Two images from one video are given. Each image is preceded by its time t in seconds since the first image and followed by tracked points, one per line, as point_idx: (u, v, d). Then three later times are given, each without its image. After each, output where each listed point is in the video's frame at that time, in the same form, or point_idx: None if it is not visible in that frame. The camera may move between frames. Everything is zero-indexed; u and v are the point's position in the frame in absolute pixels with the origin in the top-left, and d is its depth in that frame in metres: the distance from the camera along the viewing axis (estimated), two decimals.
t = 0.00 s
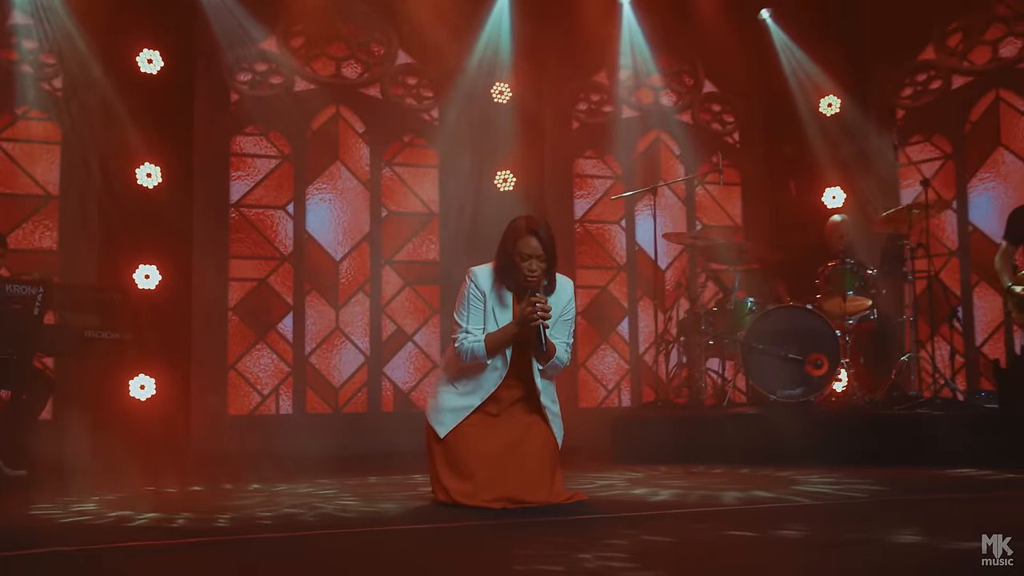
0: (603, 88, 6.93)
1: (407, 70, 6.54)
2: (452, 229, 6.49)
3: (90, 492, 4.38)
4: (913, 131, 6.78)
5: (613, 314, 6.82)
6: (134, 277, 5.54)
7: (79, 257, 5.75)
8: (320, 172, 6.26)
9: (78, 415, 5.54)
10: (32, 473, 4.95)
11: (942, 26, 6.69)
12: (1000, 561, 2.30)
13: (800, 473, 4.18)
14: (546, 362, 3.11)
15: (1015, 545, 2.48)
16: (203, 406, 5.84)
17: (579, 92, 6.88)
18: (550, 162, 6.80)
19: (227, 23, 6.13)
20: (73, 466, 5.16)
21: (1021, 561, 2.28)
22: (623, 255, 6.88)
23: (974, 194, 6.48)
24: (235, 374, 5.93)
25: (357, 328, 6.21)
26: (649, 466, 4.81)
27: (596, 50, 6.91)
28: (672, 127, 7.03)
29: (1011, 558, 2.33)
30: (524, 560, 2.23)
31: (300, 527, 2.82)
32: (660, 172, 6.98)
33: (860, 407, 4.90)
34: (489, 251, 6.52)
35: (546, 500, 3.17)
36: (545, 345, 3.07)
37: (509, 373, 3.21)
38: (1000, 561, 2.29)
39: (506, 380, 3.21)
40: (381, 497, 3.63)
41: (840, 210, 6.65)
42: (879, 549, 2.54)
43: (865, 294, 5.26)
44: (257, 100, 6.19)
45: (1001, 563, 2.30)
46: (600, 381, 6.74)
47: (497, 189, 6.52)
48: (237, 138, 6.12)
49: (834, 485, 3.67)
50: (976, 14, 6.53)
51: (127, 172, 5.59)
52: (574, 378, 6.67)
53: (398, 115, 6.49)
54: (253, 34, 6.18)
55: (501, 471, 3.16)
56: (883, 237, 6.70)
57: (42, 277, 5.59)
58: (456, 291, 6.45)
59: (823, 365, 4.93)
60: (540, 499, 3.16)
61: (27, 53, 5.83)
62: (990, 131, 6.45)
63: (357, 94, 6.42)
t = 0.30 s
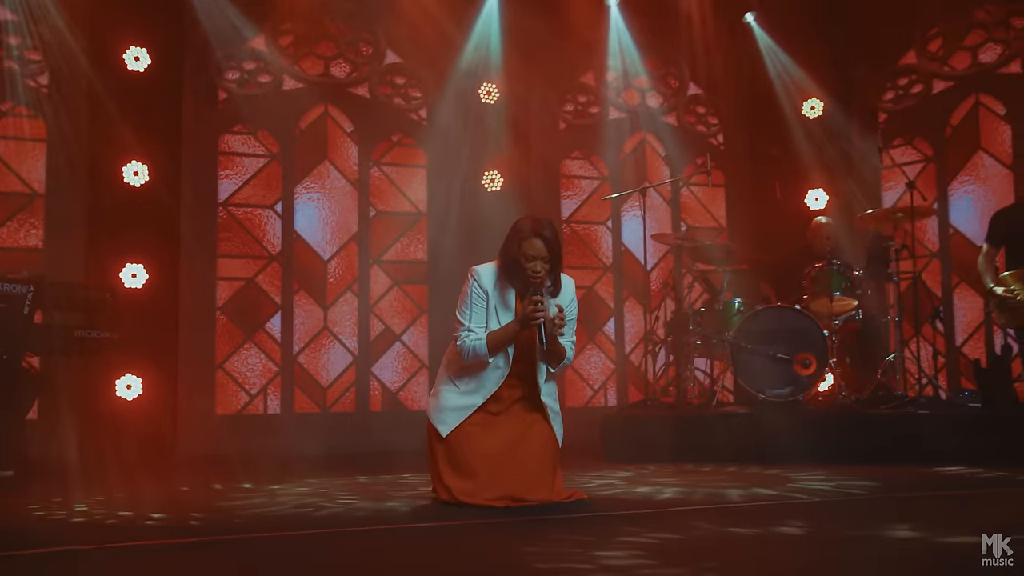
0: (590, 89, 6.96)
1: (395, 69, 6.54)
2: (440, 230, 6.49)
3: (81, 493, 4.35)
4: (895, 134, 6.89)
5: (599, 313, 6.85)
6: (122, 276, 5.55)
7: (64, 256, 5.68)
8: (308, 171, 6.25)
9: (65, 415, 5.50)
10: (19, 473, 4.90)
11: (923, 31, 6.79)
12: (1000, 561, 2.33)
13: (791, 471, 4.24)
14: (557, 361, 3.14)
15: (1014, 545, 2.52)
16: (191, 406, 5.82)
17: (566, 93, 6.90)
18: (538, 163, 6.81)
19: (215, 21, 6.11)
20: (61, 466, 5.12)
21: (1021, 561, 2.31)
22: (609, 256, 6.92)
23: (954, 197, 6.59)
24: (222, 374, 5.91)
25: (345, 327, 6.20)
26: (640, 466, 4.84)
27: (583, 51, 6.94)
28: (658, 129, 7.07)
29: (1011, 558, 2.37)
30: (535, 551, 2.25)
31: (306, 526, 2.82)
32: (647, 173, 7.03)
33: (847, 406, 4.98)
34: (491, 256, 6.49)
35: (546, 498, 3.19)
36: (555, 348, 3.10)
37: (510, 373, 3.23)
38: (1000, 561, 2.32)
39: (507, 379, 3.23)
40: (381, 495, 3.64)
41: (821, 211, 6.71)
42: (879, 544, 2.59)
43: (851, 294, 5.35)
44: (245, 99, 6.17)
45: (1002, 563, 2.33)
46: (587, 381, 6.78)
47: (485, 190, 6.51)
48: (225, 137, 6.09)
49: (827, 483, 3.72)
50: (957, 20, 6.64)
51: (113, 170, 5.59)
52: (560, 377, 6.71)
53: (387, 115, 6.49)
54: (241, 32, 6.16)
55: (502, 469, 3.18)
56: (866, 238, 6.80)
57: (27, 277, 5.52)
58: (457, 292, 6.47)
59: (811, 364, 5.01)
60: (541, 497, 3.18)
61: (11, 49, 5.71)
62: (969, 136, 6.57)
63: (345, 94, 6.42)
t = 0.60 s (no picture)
0: (578, 92, 7.01)
1: (384, 70, 6.54)
2: (429, 231, 6.52)
3: (73, 494, 4.31)
4: (878, 138, 6.93)
5: (587, 314, 6.88)
6: (109, 275, 5.50)
7: (50, 256, 5.62)
8: (297, 172, 6.24)
9: (53, 416, 5.45)
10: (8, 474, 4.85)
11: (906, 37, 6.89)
12: (999, 561, 2.39)
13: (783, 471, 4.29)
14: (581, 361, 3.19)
15: (1013, 545, 2.58)
16: (179, 406, 5.79)
17: (554, 95, 6.94)
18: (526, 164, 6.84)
19: (204, 19, 6.07)
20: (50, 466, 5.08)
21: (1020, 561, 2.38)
22: (596, 257, 6.95)
23: (936, 202, 6.69)
24: (211, 374, 5.88)
25: (334, 328, 6.19)
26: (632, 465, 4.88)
27: (571, 53, 6.98)
28: (645, 131, 7.11)
29: (1011, 558, 2.44)
30: (552, 549, 2.28)
31: (316, 525, 2.83)
32: (633, 175, 7.07)
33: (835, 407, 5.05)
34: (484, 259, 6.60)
35: (550, 497, 3.21)
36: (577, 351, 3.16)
37: (513, 374, 3.25)
38: (1000, 561, 2.38)
39: (510, 380, 3.25)
40: (380, 495, 3.65)
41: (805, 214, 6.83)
42: (881, 541, 2.64)
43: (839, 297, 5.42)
44: (235, 98, 6.15)
45: (1001, 562, 2.40)
46: (574, 382, 6.81)
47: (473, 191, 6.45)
48: (214, 136, 6.07)
49: (822, 483, 3.78)
50: (939, 27, 6.75)
51: (101, 169, 5.54)
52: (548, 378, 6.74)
53: (375, 116, 6.48)
54: (230, 31, 6.13)
55: (506, 469, 3.20)
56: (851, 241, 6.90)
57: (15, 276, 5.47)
58: (459, 294, 6.57)
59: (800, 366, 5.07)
60: (544, 497, 3.20)
61: None
62: (951, 141, 6.69)
63: (334, 93, 6.40)
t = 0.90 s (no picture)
0: (566, 94, 7.04)
1: (373, 71, 6.54)
2: (418, 233, 6.51)
3: (69, 494, 4.29)
4: (862, 142, 7.01)
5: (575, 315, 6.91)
6: (97, 276, 5.45)
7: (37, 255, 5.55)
8: (286, 172, 6.23)
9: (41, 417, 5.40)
10: None
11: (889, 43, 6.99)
12: (1001, 562, 2.39)
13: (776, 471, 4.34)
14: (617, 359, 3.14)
15: (1014, 545, 2.62)
16: (168, 407, 5.76)
17: (542, 97, 6.97)
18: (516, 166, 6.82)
19: (193, 18, 6.05)
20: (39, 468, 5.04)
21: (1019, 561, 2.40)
22: (583, 259, 6.97)
23: (919, 205, 6.80)
24: (200, 375, 5.86)
25: (324, 329, 6.18)
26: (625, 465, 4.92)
27: (560, 56, 7.02)
28: (631, 133, 7.11)
29: (1011, 559, 2.47)
30: (569, 550, 2.31)
31: (324, 527, 2.83)
32: (620, 178, 7.07)
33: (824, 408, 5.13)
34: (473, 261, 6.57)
35: (553, 498, 3.25)
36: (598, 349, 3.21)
37: (517, 375, 3.27)
38: (1000, 561, 2.39)
39: (514, 382, 3.27)
40: (381, 496, 3.66)
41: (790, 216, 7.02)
42: (882, 539, 2.68)
43: (827, 298, 5.49)
44: (224, 98, 6.13)
45: (1002, 563, 2.40)
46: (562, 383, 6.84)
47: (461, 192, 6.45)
48: (203, 136, 6.05)
49: (817, 483, 3.82)
50: (922, 32, 6.85)
51: (89, 168, 5.48)
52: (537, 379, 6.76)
53: (365, 116, 6.48)
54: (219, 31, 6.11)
55: (509, 470, 3.22)
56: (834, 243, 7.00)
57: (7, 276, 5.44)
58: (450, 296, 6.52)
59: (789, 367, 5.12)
60: (548, 497, 3.23)
61: None
62: (933, 146, 6.80)
63: (324, 94, 6.39)
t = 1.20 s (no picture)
0: (554, 95, 7.06)
1: (363, 70, 6.52)
2: (407, 233, 6.50)
3: (62, 494, 4.25)
4: (847, 145, 7.10)
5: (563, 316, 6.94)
6: (85, 275, 5.34)
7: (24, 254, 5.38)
8: (275, 172, 6.21)
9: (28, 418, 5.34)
10: None
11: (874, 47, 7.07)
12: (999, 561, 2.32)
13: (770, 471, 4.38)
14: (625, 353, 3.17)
15: (1013, 546, 2.62)
16: (157, 407, 5.72)
17: (530, 97, 6.98)
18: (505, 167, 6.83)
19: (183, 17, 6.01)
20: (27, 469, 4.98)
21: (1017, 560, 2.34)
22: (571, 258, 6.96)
23: (902, 207, 6.90)
24: (188, 375, 5.82)
25: (313, 329, 6.17)
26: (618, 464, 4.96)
27: (549, 57, 7.04)
28: (619, 135, 7.17)
29: (1009, 558, 2.43)
30: (585, 550, 2.33)
31: (332, 527, 2.84)
32: (608, 179, 7.13)
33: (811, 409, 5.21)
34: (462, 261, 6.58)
35: (557, 497, 3.26)
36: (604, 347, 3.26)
37: (521, 376, 3.29)
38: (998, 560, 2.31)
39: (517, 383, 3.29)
40: (381, 496, 3.67)
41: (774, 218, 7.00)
42: (885, 537, 2.72)
43: (814, 299, 5.56)
44: (213, 96, 6.10)
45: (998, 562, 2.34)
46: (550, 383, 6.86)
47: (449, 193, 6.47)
48: (193, 135, 6.02)
49: (812, 482, 3.86)
50: (906, 37, 6.94)
51: (77, 166, 5.41)
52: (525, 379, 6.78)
53: (355, 116, 6.46)
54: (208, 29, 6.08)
55: (513, 471, 3.24)
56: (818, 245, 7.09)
57: None
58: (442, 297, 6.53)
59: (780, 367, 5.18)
60: (552, 497, 3.25)
61: None
62: (917, 150, 6.90)
63: (314, 93, 6.37)
